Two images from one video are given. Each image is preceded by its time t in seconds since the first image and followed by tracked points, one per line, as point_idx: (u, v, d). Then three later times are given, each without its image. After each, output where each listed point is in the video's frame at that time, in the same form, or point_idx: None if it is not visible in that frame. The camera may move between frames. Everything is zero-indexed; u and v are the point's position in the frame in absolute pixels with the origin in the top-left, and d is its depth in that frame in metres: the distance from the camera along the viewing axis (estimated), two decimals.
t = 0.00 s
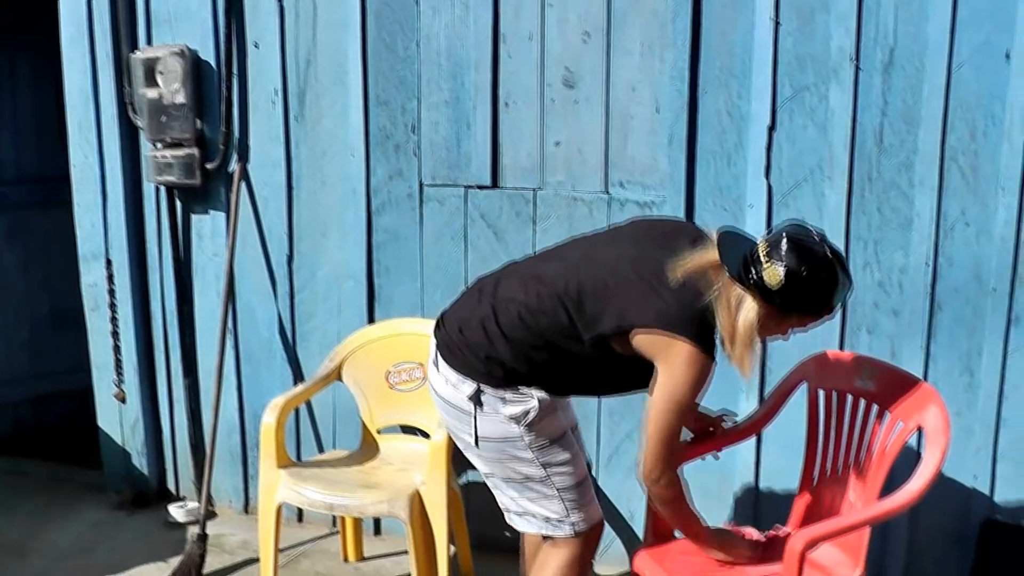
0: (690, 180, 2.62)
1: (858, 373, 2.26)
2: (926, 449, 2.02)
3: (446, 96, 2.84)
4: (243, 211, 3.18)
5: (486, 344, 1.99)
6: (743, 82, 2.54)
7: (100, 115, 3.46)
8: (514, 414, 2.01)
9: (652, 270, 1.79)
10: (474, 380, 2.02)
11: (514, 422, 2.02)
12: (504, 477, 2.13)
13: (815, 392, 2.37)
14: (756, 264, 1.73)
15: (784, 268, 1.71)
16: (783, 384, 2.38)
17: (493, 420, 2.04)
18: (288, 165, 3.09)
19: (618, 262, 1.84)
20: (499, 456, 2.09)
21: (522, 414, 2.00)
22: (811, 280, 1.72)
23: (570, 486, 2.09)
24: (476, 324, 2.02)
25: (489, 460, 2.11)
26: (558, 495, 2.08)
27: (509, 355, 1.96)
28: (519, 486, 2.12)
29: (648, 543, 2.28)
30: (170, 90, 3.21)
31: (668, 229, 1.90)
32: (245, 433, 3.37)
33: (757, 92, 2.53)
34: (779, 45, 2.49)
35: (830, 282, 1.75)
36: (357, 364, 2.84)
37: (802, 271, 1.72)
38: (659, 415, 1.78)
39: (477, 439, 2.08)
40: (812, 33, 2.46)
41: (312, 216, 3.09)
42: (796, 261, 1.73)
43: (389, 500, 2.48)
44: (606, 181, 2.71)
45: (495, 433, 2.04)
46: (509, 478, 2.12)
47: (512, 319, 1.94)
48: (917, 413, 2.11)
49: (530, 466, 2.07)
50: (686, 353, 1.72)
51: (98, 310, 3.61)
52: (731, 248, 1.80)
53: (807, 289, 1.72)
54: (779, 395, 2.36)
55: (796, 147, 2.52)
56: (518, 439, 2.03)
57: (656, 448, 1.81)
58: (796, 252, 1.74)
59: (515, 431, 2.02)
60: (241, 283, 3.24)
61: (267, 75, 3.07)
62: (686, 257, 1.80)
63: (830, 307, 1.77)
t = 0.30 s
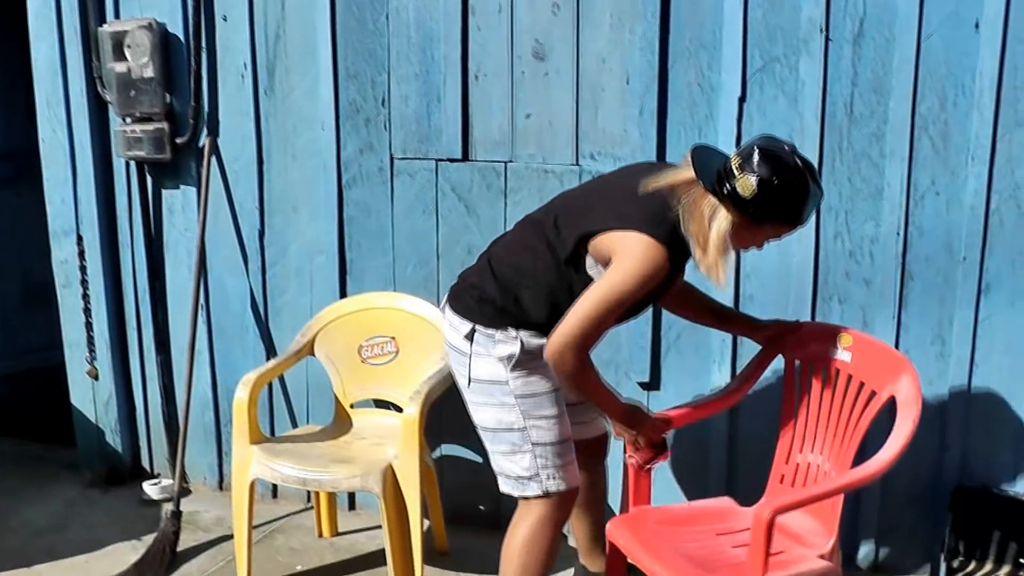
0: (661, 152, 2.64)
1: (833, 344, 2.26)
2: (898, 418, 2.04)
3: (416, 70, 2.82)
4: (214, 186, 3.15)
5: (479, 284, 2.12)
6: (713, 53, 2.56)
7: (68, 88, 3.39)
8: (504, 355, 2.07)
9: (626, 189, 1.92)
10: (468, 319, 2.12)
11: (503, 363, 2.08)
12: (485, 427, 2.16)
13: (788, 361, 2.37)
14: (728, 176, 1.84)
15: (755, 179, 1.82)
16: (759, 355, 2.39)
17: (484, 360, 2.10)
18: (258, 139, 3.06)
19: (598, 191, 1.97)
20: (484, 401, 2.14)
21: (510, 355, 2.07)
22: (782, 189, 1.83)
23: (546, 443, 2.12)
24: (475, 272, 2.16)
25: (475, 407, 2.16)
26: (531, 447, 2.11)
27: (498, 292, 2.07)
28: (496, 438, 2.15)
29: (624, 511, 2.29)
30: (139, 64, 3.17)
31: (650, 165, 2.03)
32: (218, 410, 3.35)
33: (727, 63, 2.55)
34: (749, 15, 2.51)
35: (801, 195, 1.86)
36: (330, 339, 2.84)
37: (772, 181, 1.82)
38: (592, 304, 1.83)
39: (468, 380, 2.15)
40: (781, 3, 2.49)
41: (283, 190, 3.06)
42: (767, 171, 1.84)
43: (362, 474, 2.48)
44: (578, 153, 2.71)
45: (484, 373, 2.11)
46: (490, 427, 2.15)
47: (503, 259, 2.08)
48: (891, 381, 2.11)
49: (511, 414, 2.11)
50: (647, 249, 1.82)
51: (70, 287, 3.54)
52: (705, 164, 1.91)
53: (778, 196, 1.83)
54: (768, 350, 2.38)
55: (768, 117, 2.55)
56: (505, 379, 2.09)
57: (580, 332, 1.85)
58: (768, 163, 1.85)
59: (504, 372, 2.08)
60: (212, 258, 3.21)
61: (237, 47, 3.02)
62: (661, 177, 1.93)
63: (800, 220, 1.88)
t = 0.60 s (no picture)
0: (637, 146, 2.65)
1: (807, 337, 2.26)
2: (871, 411, 2.05)
3: (392, 63, 2.82)
4: (191, 180, 3.14)
5: (494, 258, 2.32)
6: (690, 46, 2.57)
7: (43, 81, 3.36)
8: (509, 317, 2.29)
9: (618, 168, 2.09)
10: (483, 288, 2.34)
11: (509, 325, 2.29)
12: (491, 386, 2.36)
13: (764, 351, 2.37)
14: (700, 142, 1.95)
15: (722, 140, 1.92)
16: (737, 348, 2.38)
17: (491, 323, 2.33)
18: (234, 133, 3.04)
19: (595, 169, 2.14)
20: (490, 361, 2.34)
21: (515, 317, 2.27)
22: (751, 146, 1.91)
23: (544, 402, 2.30)
24: (490, 246, 2.36)
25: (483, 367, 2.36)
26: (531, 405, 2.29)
27: (509, 263, 2.28)
28: (500, 396, 2.34)
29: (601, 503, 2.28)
30: (114, 56, 3.12)
31: (646, 138, 2.18)
32: (196, 405, 3.34)
33: (703, 57, 2.55)
34: (725, 10, 2.52)
35: (774, 150, 1.93)
36: (306, 334, 2.83)
37: (737, 139, 1.90)
38: (606, 276, 2.02)
39: (477, 341, 2.36)
40: None
41: (259, 184, 3.05)
42: (732, 131, 1.92)
43: (339, 469, 2.48)
44: (554, 147, 2.72)
45: (491, 334, 2.32)
46: (495, 387, 2.34)
47: (513, 233, 2.28)
48: (865, 373, 2.13)
49: (514, 373, 2.31)
50: (638, 226, 1.97)
51: (46, 282, 3.51)
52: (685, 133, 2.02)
53: (749, 155, 1.91)
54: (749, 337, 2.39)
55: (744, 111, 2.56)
56: (511, 340, 2.29)
57: (605, 301, 2.05)
58: (734, 123, 1.93)
59: (511, 333, 2.29)
60: (189, 253, 3.19)
61: (212, 40, 3.00)
62: (651, 150, 2.09)
63: (780, 173, 1.95)
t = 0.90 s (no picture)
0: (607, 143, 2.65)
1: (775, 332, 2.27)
2: (840, 405, 2.05)
3: (362, 60, 2.81)
4: (160, 177, 3.11)
5: (480, 245, 2.31)
6: (659, 43, 2.57)
7: (10, 78, 3.32)
8: (495, 306, 2.28)
9: (602, 152, 2.11)
10: (469, 276, 2.33)
11: (495, 314, 2.29)
12: (478, 374, 2.36)
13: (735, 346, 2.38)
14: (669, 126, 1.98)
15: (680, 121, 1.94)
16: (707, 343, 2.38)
17: (477, 310, 2.32)
18: (203, 130, 3.02)
19: (582, 154, 2.15)
20: (476, 348, 2.34)
21: (501, 306, 2.27)
22: (706, 130, 1.91)
23: (531, 388, 2.30)
24: (477, 233, 2.36)
25: (470, 355, 2.35)
26: (517, 392, 2.29)
27: (496, 248, 2.27)
28: (488, 383, 2.34)
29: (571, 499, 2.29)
30: (83, 52, 3.05)
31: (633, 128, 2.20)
32: (166, 404, 3.31)
33: (673, 54, 2.56)
34: (695, 7, 2.53)
35: (732, 126, 1.92)
36: (276, 332, 2.82)
37: (691, 119, 1.92)
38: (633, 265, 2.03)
39: (463, 329, 2.35)
40: None
41: (229, 181, 3.03)
42: (692, 111, 1.93)
43: (309, 467, 2.47)
44: (524, 144, 2.72)
45: (478, 322, 2.32)
46: (482, 374, 2.34)
47: (500, 218, 2.28)
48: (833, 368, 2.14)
49: (500, 360, 2.31)
50: (622, 208, 2.00)
51: (14, 280, 3.47)
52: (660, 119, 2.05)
53: (704, 138, 1.92)
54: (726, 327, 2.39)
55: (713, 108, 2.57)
56: (496, 327, 2.29)
57: (653, 292, 2.04)
58: (694, 103, 1.95)
59: (496, 321, 2.29)
60: (159, 251, 3.17)
61: (181, 37, 2.98)
62: (631, 135, 2.12)
63: (742, 153, 1.94)
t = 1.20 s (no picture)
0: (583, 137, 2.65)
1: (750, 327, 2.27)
2: (815, 400, 2.06)
3: (337, 55, 2.80)
4: (135, 173, 3.09)
5: (459, 244, 2.32)
6: (635, 38, 2.57)
7: None
8: (466, 301, 2.29)
9: (572, 153, 2.10)
10: (448, 275, 2.34)
11: (467, 310, 2.30)
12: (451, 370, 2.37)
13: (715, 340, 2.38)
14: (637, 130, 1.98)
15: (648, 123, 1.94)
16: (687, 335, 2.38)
17: (451, 306, 2.33)
18: (179, 125, 3.00)
19: (557, 153, 2.14)
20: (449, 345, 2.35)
21: (471, 302, 2.27)
22: (675, 133, 1.90)
23: (497, 387, 2.28)
24: (459, 230, 2.37)
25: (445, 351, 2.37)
26: (482, 390, 2.28)
27: (474, 246, 2.28)
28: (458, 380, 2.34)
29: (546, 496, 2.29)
30: (56, 47, 3.02)
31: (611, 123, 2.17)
32: (142, 400, 3.29)
33: (649, 49, 2.56)
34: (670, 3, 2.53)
35: (698, 129, 1.91)
36: (253, 327, 2.81)
37: (658, 122, 1.91)
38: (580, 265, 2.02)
39: (440, 325, 2.38)
40: None
41: (205, 176, 3.02)
42: (659, 113, 1.94)
43: (284, 463, 2.46)
44: (500, 138, 2.72)
45: (451, 317, 2.33)
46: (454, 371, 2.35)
47: (479, 218, 2.28)
48: (808, 363, 2.14)
49: (468, 357, 2.31)
50: (577, 209, 2.00)
51: None
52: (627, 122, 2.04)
53: (673, 141, 1.90)
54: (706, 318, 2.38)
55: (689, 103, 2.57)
56: (467, 324, 2.30)
57: (590, 299, 2.05)
58: (662, 106, 1.95)
59: (467, 317, 2.30)
60: (134, 247, 3.15)
61: (156, 31, 2.96)
62: (603, 136, 2.10)
63: (712, 155, 1.93)
